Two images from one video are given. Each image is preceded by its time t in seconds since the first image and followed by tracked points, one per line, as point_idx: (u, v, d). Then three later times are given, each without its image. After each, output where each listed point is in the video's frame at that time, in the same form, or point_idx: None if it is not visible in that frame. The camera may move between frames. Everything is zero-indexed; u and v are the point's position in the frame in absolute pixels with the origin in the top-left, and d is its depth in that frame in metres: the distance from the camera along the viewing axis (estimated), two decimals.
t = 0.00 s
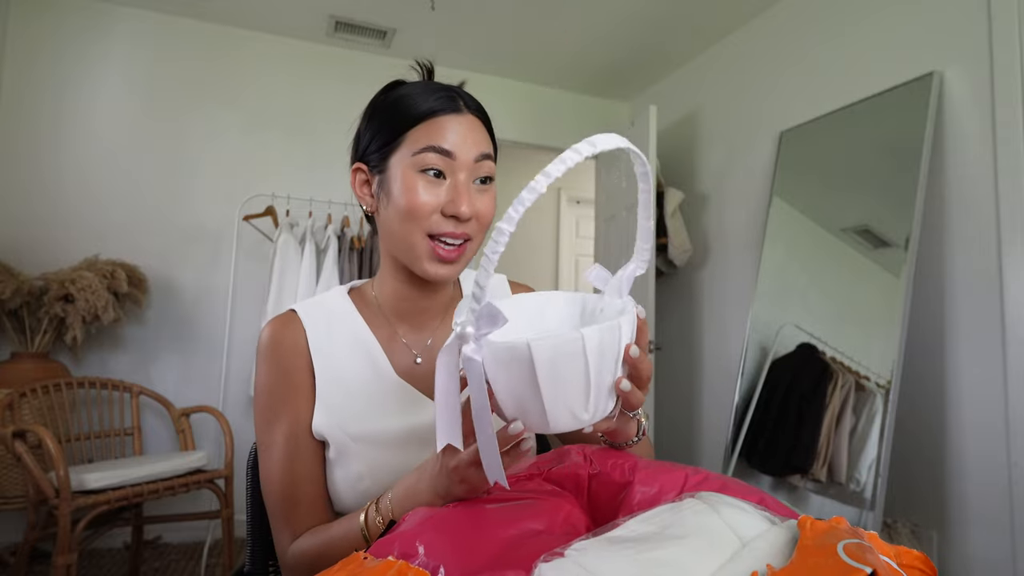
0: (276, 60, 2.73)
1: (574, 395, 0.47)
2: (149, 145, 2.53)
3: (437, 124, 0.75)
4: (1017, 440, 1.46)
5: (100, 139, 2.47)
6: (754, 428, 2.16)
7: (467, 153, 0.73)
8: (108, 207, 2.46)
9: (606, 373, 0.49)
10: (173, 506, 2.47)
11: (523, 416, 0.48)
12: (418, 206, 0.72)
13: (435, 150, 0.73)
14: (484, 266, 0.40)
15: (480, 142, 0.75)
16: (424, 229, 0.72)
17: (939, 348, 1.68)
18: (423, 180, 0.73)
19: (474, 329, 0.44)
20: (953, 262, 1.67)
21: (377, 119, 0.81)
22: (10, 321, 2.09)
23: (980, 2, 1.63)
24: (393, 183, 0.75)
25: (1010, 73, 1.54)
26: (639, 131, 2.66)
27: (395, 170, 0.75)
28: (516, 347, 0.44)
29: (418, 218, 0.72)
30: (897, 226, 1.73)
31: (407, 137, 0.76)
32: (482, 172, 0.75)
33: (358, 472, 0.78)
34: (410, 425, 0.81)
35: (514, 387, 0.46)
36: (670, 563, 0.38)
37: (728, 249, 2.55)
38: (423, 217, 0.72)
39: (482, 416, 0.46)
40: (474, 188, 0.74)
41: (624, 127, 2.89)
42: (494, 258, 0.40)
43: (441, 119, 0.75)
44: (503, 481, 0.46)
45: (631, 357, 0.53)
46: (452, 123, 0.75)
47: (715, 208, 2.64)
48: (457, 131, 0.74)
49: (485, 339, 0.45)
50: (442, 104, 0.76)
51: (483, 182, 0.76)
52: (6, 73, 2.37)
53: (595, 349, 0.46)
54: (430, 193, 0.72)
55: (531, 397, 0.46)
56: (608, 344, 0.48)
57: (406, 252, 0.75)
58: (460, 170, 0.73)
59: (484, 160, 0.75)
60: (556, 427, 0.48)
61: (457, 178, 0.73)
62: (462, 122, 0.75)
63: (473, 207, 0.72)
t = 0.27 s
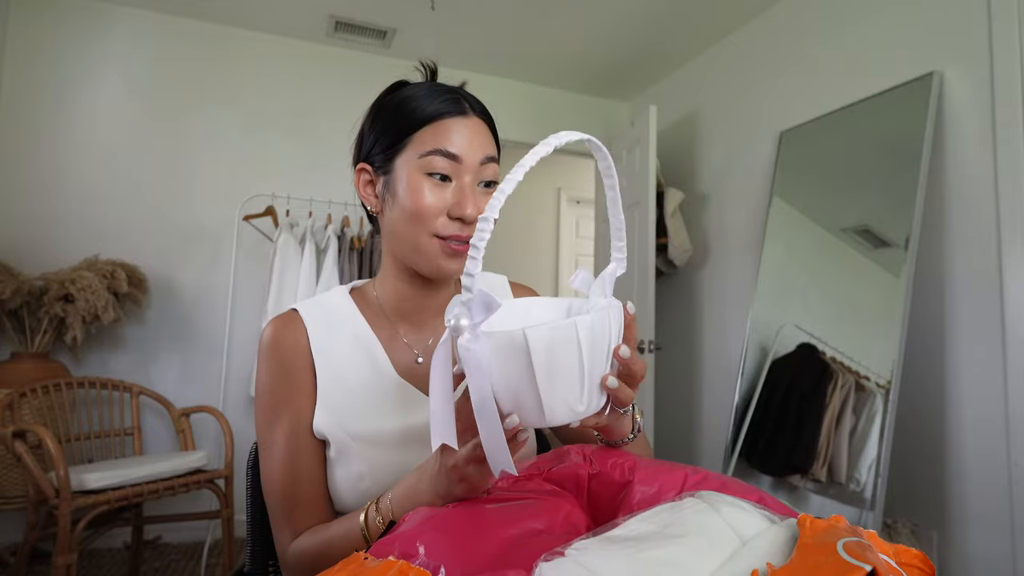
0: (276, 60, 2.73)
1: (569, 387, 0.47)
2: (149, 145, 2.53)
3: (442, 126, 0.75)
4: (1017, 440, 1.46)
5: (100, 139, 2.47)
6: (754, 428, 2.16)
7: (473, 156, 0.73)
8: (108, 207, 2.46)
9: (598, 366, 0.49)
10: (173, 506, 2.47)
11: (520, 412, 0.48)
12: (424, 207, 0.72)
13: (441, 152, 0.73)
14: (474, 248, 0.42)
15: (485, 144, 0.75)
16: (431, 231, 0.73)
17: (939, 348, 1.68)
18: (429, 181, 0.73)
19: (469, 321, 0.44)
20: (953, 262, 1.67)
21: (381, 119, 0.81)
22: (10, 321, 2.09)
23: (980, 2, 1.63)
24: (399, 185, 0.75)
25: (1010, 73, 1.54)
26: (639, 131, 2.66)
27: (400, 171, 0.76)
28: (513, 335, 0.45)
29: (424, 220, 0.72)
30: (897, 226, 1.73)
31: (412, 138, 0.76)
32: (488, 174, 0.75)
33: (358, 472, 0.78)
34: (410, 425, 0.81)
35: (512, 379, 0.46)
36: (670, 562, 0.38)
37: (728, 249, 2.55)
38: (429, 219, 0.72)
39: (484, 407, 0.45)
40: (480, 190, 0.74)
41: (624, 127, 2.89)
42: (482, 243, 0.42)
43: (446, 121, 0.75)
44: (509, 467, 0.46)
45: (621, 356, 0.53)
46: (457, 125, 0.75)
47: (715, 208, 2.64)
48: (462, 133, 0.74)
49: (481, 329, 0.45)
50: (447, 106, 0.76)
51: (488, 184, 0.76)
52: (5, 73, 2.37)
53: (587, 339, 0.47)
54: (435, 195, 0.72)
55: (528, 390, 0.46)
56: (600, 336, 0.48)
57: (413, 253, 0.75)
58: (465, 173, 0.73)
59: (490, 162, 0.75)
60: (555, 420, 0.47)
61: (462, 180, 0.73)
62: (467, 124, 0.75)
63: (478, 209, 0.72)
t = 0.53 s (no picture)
0: (276, 60, 2.73)
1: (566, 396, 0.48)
2: (149, 145, 2.53)
3: (443, 126, 0.74)
4: (1017, 440, 1.46)
5: (100, 139, 2.47)
6: (754, 428, 2.16)
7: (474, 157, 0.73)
8: (108, 207, 2.46)
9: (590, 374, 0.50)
10: (173, 506, 2.47)
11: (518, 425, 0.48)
12: (425, 208, 0.72)
13: (442, 152, 0.73)
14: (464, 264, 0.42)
15: (486, 144, 0.75)
16: (433, 233, 0.73)
17: (939, 348, 1.68)
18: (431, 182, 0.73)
19: (462, 339, 0.43)
20: (953, 262, 1.67)
21: (381, 119, 0.81)
22: (10, 321, 2.09)
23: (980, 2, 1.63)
24: (400, 186, 0.75)
25: (1010, 73, 1.54)
26: (639, 131, 2.66)
27: (401, 172, 0.75)
28: (508, 350, 0.44)
29: (426, 222, 0.72)
30: (897, 226, 1.73)
31: (413, 137, 0.75)
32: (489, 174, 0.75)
33: (358, 472, 0.78)
34: (411, 425, 0.81)
35: (509, 393, 0.46)
36: (670, 563, 0.38)
37: (728, 249, 2.55)
38: (431, 221, 0.72)
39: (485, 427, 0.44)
40: (481, 191, 0.74)
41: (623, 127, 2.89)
42: (472, 258, 0.42)
43: (446, 121, 0.75)
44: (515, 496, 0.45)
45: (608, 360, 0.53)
46: (458, 125, 0.75)
47: (715, 208, 2.64)
48: (463, 133, 0.74)
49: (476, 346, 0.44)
50: (448, 106, 0.76)
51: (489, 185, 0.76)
52: (6, 73, 2.37)
53: (579, 346, 0.48)
54: (436, 196, 0.72)
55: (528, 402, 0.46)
56: (589, 342, 0.49)
57: (414, 254, 0.75)
58: (467, 173, 0.73)
59: (490, 162, 0.75)
60: (555, 430, 0.48)
61: (464, 181, 0.73)
62: (468, 124, 0.75)
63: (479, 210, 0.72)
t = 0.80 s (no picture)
0: (276, 60, 2.73)
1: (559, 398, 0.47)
2: (149, 145, 2.53)
3: (429, 124, 0.75)
4: (1017, 440, 1.46)
5: (100, 139, 2.47)
6: (754, 428, 2.16)
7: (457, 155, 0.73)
8: (108, 207, 2.46)
9: (591, 379, 0.49)
10: (173, 506, 2.47)
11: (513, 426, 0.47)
12: (410, 206, 0.72)
13: (425, 150, 0.73)
14: (457, 257, 0.43)
15: (472, 142, 0.74)
16: (418, 232, 0.73)
17: (939, 348, 1.68)
18: (416, 180, 0.73)
19: (457, 332, 0.44)
20: (953, 262, 1.67)
21: (373, 120, 0.81)
22: (10, 321, 2.09)
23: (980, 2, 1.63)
24: (386, 185, 0.75)
25: (1010, 73, 1.54)
26: (639, 131, 2.66)
27: (388, 172, 0.76)
28: (502, 345, 0.44)
29: (411, 220, 0.72)
30: (897, 226, 1.73)
31: (400, 136, 0.76)
32: (475, 171, 0.74)
33: (358, 471, 0.79)
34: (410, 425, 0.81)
35: (504, 391, 0.45)
36: (668, 564, 0.38)
37: (728, 249, 2.55)
38: (416, 220, 0.72)
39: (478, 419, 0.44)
40: (467, 189, 0.73)
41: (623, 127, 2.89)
42: (465, 253, 0.43)
43: (432, 120, 0.75)
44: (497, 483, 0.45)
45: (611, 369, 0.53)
46: (444, 123, 0.75)
47: (715, 208, 2.64)
48: (448, 131, 0.74)
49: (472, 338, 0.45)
50: (435, 104, 0.76)
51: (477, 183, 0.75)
52: (6, 73, 2.37)
53: (578, 350, 0.47)
54: (422, 195, 0.72)
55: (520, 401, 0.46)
56: (591, 347, 0.48)
57: (402, 252, 0.75)
58: (451, 172, 0.73)
59: (476, 160, 0.74)
60: (547, 432, 0.47)
61: (448, 178, 0.73)
62: (454, 121, 0.75)
63: (463, 207, 0.72)
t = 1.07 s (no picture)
0: (276, 59, 2.73)
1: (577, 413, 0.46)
2: (149, 145, 2.53)
3: (421, 122, 0.75)
4: (1017, 440, 1.46)
5: (99, 139, 2.47)
6: (754, 428, 2.16)
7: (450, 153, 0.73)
8: (108, 207, 2.46)
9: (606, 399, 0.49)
10: (173, 506, 2.47)
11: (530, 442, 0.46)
12: (403, 206, 0.72)
13: (418, 149, 0.73)
14: (498, 260, 0.41)
15: (465, 140, 0.75)
16: (410, 231, 0.73)
17: (939, 348, 1.68)
18: (409, 179, 0.74)
19: (485, 335, 0.43)
20: (953, 262, 1.67)
21: (367, 120, 0.81)
22: (10, 321, 2.09)
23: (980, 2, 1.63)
24: (379, 185, 0.76)
25: (1010, 73, 1.54)
26: (639, 131, 2.66)
27: (381, 172, 0.76)
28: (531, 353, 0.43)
29: (403, 220, 0.73)
30: (897, 226, 1.73)
31: (393, 135, 0.76)
32: (467, 170, 0.75)
33: (356, 470, 0.79)
34: (408, 425, 0.81)
35: (529, 400, 0.44)
36: (668, 566, 0.38)
37: (728, 249, 2.55)
38: (408, 219, 0.72)
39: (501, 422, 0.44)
40: (460, 188, 0.74)
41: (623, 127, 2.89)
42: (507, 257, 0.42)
43: (425, 118, 0.75)
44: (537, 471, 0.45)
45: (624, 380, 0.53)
46: (437, 121, 0.75)
47: (715, 208, 2.64)
48: (440, 130, 0.74)
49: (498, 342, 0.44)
50: (428, 102, 0.76)
51: (470, 182, 0.76)
52: (5, 73, 2.37)
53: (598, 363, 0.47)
54: (414, 195, 0.73)
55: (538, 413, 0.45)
56: (610, 361, 0.49)
57: (397, 252, 0.75)
58: (444, 170, 0.73)
59: (469, 159, 0.75)
60: (562, 447, 0.46)
61: (441, 176, 0.73)
62: (447, 120, 0.75)
63: (456, 206, 0.72)
